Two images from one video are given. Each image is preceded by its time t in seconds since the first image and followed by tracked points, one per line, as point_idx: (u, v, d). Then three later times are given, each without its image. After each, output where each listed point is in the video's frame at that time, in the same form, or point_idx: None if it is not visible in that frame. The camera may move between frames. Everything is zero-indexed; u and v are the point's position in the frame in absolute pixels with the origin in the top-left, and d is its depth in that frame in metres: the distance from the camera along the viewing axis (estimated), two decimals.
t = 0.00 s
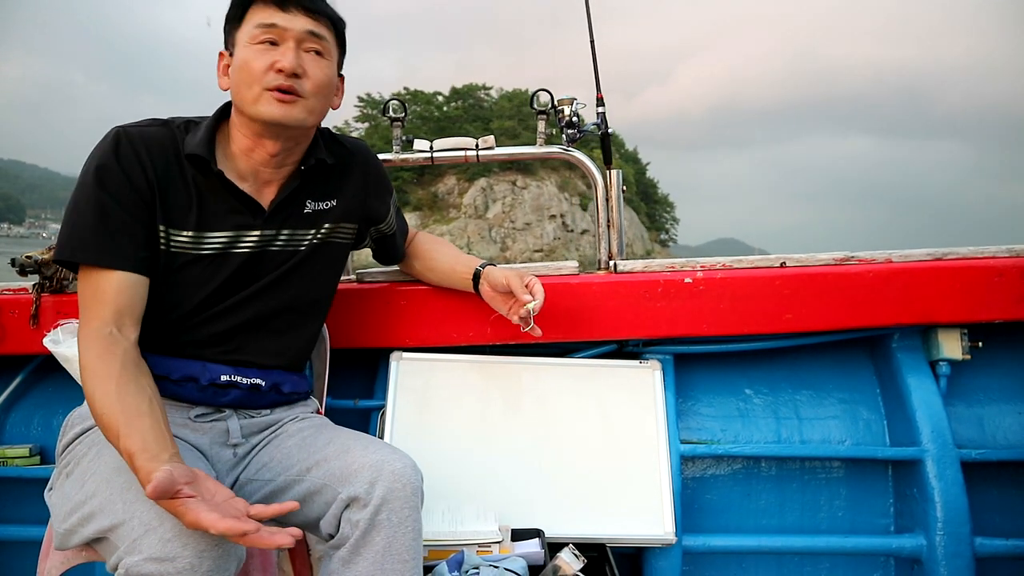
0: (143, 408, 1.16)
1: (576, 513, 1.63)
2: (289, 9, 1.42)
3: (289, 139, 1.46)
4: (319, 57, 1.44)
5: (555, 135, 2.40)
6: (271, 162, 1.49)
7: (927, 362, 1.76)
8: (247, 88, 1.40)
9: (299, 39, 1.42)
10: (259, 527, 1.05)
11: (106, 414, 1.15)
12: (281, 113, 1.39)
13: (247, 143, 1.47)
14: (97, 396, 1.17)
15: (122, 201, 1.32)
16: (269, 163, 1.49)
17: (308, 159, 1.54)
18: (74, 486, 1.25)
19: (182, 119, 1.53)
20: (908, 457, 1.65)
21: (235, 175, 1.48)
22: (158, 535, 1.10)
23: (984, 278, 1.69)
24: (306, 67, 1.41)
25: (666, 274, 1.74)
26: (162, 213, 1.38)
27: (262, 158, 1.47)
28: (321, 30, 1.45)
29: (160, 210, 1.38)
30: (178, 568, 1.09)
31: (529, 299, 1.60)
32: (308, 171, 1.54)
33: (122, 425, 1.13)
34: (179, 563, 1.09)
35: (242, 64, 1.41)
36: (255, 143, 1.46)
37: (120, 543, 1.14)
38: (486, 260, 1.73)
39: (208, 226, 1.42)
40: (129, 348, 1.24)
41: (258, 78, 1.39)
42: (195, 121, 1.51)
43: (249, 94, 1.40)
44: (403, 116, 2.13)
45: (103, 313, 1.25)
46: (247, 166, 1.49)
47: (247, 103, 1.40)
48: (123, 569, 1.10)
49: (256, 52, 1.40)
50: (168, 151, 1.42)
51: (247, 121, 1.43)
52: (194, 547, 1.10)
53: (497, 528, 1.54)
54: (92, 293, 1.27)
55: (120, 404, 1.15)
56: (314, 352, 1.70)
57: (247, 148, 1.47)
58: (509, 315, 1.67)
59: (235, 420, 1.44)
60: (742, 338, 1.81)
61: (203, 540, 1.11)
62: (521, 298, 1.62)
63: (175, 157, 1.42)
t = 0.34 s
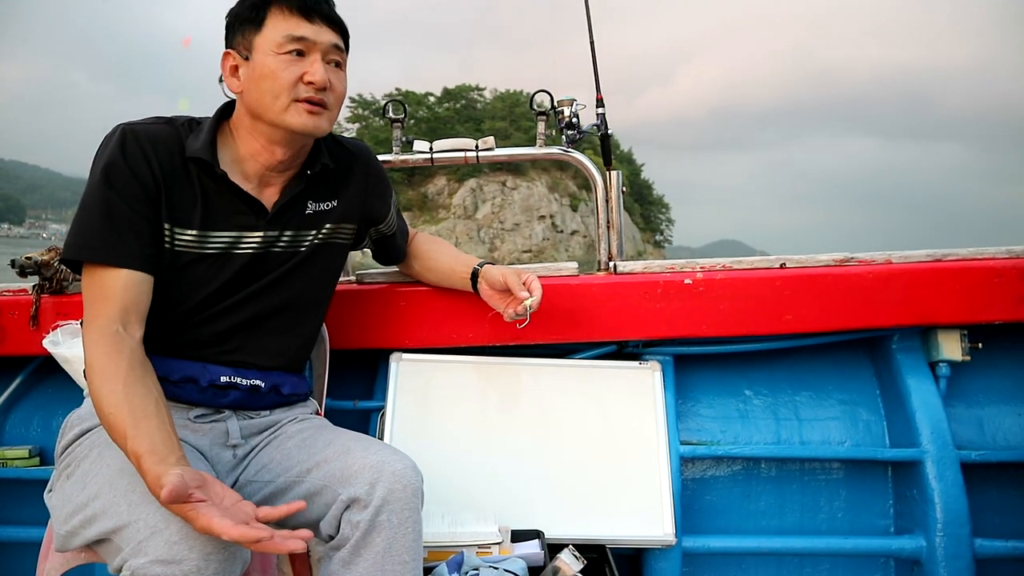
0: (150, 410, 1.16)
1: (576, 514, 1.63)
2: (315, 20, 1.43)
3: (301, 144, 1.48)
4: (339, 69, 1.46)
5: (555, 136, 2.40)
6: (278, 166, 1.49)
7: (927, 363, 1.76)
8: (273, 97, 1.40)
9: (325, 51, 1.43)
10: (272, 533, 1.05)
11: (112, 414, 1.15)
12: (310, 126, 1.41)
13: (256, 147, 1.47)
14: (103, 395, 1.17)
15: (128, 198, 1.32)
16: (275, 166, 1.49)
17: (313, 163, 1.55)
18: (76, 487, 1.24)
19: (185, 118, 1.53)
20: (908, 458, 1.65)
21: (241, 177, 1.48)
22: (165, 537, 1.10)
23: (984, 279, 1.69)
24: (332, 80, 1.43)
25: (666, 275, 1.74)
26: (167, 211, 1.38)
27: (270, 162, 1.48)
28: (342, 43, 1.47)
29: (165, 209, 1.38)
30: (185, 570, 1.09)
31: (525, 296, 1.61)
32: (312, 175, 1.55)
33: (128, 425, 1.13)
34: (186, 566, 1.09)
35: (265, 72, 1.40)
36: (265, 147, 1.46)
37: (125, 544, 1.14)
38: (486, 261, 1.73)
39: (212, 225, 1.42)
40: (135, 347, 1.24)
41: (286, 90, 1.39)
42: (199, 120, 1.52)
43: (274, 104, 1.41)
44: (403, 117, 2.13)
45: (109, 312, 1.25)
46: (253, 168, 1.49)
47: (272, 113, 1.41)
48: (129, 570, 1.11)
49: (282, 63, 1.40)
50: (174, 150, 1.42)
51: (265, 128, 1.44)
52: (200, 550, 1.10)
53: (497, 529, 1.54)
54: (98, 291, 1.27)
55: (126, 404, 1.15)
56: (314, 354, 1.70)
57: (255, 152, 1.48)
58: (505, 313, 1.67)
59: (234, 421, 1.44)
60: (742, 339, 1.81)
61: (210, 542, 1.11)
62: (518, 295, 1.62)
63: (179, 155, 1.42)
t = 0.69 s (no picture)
0: (146, 409, 1.16)
1: (576, 515, 1.63)
2: (302, 22, 1.42)
3: (295, 146, 1.47)
4: (329, 71, 1.45)
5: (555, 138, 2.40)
6: (276, 166, 1.49)
7: (926, 364, 1.76)
8: (258, 100, 1.41)
9: (312, 53, 1.42)
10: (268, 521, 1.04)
11: (109, 413, 1.15)
12: (292, 128, 1.41)
13: (253, 147, 1.47)
14: (100, 394, 1.17)
15: (128, 199, 1.32)
16: (273, 167, 1.49)
17: (313, 164, 1.54)
18: (74, 488, 1.24)
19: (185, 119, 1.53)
20: (908, 460, 1.65)
21: (241, 178, 1.48)
22: (161, 537, 1.10)
23: (984, 281, 1.69)
24: (318, 82, 1.42)
25: (666, 277, 1.74)
26: (168, 212, 1.38)
27: (268, 163, 1.48)
28: (332, 45, 1.46)
29: (166, 210, 1.38)
30: (180, 570, 1.09)
31: (523, 292, 1.61)
32: (313, 175, 1.55)
33: (124, 425, 1.13)
34: (182, 566, 1.09)
35: (253, 75, 1.41)
36: (261, 148, 1.46)
37: (121, 545, 1.14)
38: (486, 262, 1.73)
39: (212, 226, 1.42)
40: (134, 348, 1.24)
41: (270, 92, 1.40)
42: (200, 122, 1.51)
43: (260, 106, 1.41)
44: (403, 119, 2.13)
45: (109, 313, 1.25)
46: (254, 169, 1.49)
47: (258, 115, 1.41)
48: (125, 571, 1.11)
49: (269, 65, 1.40)
50: (174, 152, 1.42)
51: (255, 129, 1.44)
52: (196, 549, 1.10)
53: (497, 531, 1.54)
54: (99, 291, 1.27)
55: (122, 405, 1.15)
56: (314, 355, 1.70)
57: (253, 153, 1.47)
58: (500, 308, 1.67)
59: (234, 422, 1.44)
60: (741, 341, 1.81)
61: (205, 542, 1.11)
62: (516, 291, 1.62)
63: (180, 156, 1.42)
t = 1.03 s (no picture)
0: (143, 411, 1.16)
1: (576, 516, 1.63)
2: (290, 21, 1.42)
3: (289, 147, 1.47)
4: (319, 68, 1.44)
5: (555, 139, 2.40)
6: (271, 168, 1.49)
7: (926, 365, 1.76)
8: (249, 100, 1.41)
9: (300, 51, 1.42)
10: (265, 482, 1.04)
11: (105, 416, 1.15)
12: (282, 127, 1.40)
13: (248, 149, 1.47)
14: (97, 397, 1.17)
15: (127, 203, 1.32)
16: (270, 167, 1.49)
17: (310, 163, 1.54)
18: (74, 489, 1.24)
19: (182, 120, 1.53)
20: (908, 461, 1.65)
21: (238, 179, 1.48)
22: (159, 539, 1.10)
23: (983, 282, 1.69)
24: (306, 80, 1.42)
25: (665, 277, 1.74)
26: (167, 215, 1.38)
27: (264, 163, 1.48)
28: (322, 41, 1.45)
29: (165, 213, 1.38)
30: (179, 571, 1.09)
31: (513, 289, 1.61)
32: (310, 175, 1.55)
33: (120, 428, 1.13)
34: (180, 566, 1.09)
35: (242, 76, 1.42)
36: (257, 150, 1.46)
37: (120, 546, 1.14)
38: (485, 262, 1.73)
39: (212, 227, 1.42)
40: (132, 350, 1.23)
41: (259, 92, 1.40)
42: (198, 124, 1.52)
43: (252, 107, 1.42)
44: (402, 120, 2.14)
45: (108, 316, 1.25)
46: (249, 170, 1.49)
47: (249, 116, 1.41)
48: (123, 572, 1.11)
49: (257, 65, 1.41)
50: (172, 154, 1.42)
51: (248, 132, 1.45)
52: (194, 550, 1.10)
53: (497, 532, 1.54)
54: (98, 295, 1.27)
55: (120, 407, 1.15)
56: (314, 356, 1.70)
57: (248, 155, 1.48)
58: (494, 309, 1.67)
59: (234, 422, 1.44)
60: (740, 342, 1.81)
61: (204, 543, 1.11)
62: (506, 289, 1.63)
63: (178, 158, 1.43)
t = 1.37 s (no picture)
0: (142, 409, 1.16)
1: (576, 516, 1.63)
2: (292, 18, 1.43)
3: (291, 144, 1.46)
4: (321, 65, 1.45)
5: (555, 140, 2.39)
6: (272, 166, 1.49)
7: (926, 365, 1.76)
8: (252, 96, 1.41)
9: (303, 48, 1.43)
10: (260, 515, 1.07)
11: (104, 413, 1.15)
12: (285, 123, 1.40)
13: (250, 147, 1.47)
14: (96, 394, 1.17)
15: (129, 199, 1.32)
16: (270, 167, 1.49)
17: (310, 162, 1.54)
18: (71, 491, 1.24)
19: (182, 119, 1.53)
20: (908, 461, 1.65)
21: (239, 178, 1.48)
22: (150, 541, 1.10)
23: (983, 282, 1.69)
24: (309, 76, 1.42)
25: (665, 278, 1.74)
26: (168, 212, 1.38)
27: (265, 162, 1.48)
28: (323, 39, 1.46)
29: (166, 209, 1.38)
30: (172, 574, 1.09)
31: (514, 290, 1.62)
32: (309, 174, 1.55)
33: (120, 424, 1.13)
34: (173, 569, 1.09)
35: (245, 72, 1.41)
36: (258, 148, 1.46)
37: (114, 548, 1.14)
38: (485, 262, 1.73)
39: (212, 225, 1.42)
40: (133, 346, 1.23)
41: (262, 88, 1.40)
42: (198, 123, 1.52)
43: (255, 103, 1.41)
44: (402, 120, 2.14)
45: (109, 311, 1.24)
46: (249, 169, 1.49)
47: (252, 112, 1.41)
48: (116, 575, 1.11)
49: (260, 61, 1.41)
50: (173, 152, 1.43)
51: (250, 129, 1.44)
52: (186, 552, 1.10)
53: (498, 533, 1.54)
54: (99, 290, 1.27)
55: (119, 403, 1.15)
56: (314, 356, 1.70)
57: (250, 152, 1.48)
58: (495, 308, 1.67)
59: (232, 423, 1.44)
60: (740, 342, 1.81)
61: (195, 545, 1.11)
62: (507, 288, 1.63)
63: (179, 156, 1.43)
